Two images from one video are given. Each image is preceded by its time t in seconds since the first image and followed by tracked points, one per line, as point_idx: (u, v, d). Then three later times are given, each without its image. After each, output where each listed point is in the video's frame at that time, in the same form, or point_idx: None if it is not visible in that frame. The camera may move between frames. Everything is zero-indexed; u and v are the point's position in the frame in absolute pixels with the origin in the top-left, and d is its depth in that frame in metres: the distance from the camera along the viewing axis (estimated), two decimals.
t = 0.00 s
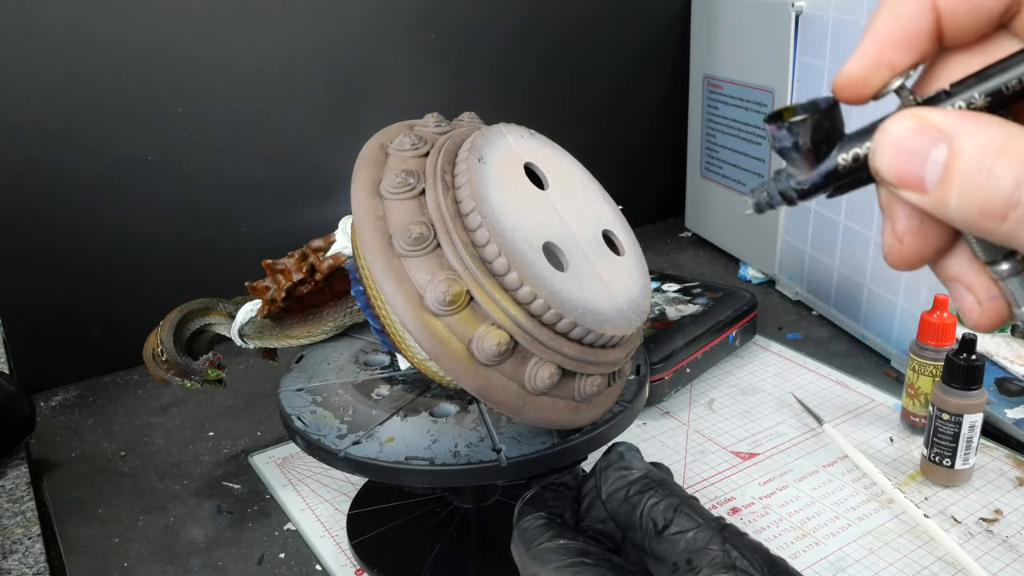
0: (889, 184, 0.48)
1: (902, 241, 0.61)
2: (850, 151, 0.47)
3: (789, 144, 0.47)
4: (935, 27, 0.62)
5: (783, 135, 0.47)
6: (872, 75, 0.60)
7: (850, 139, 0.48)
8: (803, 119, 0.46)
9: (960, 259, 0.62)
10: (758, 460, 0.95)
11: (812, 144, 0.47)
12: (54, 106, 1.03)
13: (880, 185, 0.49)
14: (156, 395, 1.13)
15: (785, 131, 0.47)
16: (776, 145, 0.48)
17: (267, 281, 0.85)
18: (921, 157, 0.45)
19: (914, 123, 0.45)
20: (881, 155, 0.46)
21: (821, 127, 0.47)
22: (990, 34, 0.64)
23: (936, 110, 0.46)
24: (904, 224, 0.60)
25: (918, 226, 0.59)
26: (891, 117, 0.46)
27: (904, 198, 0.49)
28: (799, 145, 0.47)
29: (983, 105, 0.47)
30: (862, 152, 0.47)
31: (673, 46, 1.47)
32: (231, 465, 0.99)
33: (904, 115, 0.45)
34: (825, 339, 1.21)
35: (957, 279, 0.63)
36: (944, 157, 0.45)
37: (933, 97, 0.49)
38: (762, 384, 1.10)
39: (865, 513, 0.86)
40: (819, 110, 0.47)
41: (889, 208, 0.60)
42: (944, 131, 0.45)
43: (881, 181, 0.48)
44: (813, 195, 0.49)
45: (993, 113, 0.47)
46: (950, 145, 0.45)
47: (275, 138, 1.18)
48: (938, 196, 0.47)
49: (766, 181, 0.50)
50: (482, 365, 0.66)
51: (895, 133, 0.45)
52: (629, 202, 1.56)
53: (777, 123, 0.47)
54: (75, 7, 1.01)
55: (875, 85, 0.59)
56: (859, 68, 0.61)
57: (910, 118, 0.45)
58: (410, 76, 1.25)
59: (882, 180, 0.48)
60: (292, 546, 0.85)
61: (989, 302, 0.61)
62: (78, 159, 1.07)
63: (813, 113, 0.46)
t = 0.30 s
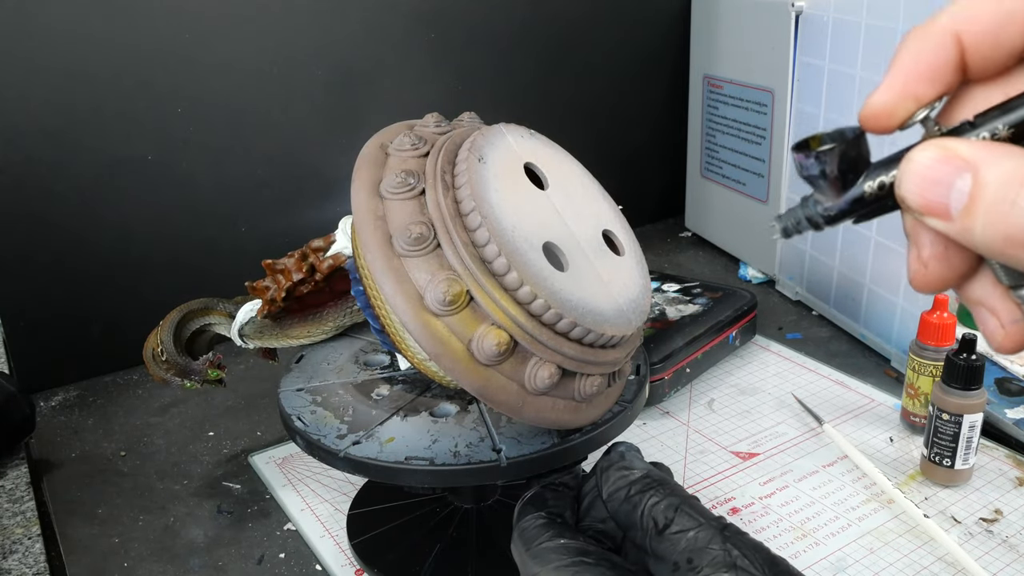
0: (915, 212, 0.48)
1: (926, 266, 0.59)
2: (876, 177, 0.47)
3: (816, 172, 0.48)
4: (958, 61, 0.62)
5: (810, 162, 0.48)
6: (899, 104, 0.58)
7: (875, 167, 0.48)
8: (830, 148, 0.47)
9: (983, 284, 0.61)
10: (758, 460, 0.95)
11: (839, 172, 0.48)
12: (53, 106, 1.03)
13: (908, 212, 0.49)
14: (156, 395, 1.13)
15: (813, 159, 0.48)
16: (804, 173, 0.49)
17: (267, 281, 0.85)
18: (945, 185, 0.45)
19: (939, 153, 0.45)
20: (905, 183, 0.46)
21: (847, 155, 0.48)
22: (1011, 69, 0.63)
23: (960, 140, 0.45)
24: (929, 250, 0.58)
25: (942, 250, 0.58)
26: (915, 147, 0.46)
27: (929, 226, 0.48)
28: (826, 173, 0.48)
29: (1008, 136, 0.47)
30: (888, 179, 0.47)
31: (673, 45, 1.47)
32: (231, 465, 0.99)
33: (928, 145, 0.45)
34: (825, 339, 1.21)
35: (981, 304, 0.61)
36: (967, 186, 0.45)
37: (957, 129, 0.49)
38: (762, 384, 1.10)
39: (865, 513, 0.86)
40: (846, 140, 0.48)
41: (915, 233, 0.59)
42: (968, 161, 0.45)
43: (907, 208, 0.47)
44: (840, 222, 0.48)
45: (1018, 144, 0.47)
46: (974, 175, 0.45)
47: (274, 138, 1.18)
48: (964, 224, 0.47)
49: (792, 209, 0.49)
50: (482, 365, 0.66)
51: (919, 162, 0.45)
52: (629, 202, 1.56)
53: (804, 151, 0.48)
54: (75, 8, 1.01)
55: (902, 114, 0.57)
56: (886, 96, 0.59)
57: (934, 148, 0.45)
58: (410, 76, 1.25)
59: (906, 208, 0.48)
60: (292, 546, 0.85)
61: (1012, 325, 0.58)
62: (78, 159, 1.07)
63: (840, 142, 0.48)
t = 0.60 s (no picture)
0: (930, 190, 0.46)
1: (938, 245, 0.55)
2: (889, 155, 0.47)
3: (829, 148, 0.49)
4: (977, 36, 0.59)
5: (823, 139, 0.49)
6: (915, 78, 0.57)
7: (890, 144, 0.47)
8: (842, 123, 0.49)
9: (993, 265, 0.57)
10: (758, 460, 0.95)
11: (853, 148, 0.48)
12: (53, 106, 1.03)
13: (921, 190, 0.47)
14: (156, 395, 1.13)
15: (826, 134, 0.49)
16: (817, 149, 0.50)
17: (267, 281, 0.85)
18: (960, 160, 0.43)
19: (953, 127, 0.43)
20: (920, 159, 0.45)
21: (862, 131, 0.48)
22: None
23: (977, 116, 0.44)
24: (940, 228, 0.55)
25: (954, 230, 0.55)
26: (930, 123, 0.45)
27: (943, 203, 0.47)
28: (838, 147, 0.49)
29: None
30: (902, 156, 0.46)
31: (672, 45, 1.47)
32: (231, 465, 0.99)
33: (942, 121, 0.44)
34: (825, 339, 1.21)
35: (990, 285, 0.57)
36: (983, 162, 0.43)
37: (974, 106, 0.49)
38: (762, 384, 1.10)
39: (865, 513, 0.86)
40: (860, 117, 0.49)
41: (925, 212, 0.55)
42: (983, 136, 0.43)
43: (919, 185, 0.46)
44: (850, 201, 0.48)
45: None
46: (989, 151, 0.43)
47: (274, 138, 1.18)
48: (977, 201, 0.45)
49: (804, 186, 0.49)
50: (482, 365, 0.66)
51: (933, 138, 0.44)
52: (629, 202, 1.56)
53: (818, 126, 0.49)
54: (75, 8, 1.01)
55: (918, 88, 0.56)
56: (902, 69, 0.57)
57: (949, 123, 0.44)
58: (410, 76, 1.25)
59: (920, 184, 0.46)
60: (292, 546, 0.85)
61: None
62: (78, 159, 1.07)
63: (852, 119, 0.49)
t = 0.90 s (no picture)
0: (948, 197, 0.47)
1: (957, 253, 0.58)
2: (911, 165, 0.47)
3: (852, 158, 0.48)
4: (995, 51, 0.62)
5: (845, 149, 0.48)
6: (936, 92, 0.58)
7: (910, 155, 0.48)
8: (865, 135, 0.47)
9: (1012, 272, 0.60)
10: (758, 460, 0.95)
11: (874, 159, 0.48)
12: (53, 106, 1.03)
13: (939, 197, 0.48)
14: (155, 395, 1.13)
15: (849, 145, 0.48)
16: (839, 159, 0.48)
17: (267, 281, 0.85)
18: (979, 171, 0.45)
19: (973, 140, 0.44)
20: (939, 169, 0.46)
21: (882, 144, 0.48)
22: None
23: (995, 129, 0.45)
24: (959, 236, 0.57)
25: (973, 239, 0.57)
26: (950, 134, 0.46)
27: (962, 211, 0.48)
28: (861, 159, 0.48)
29: None
30: (922, 167, 0.47)
31: (672, 45, 1.47)
32: (231, 465, 0.99)
33: (963, 132, 0.45)
34: (825, 339, 1.21)
35: (1010, 292, 0.60)
36: (1000, 173, 0.44)
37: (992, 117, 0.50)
38: (762, 384, 1.10)
39: (865, 513, 0.86)
40: (882, 128, 0.48)
41: (945, 220, 0.57)
42: (1001, 148, 0.44)
43: (940, 193, 0.47)
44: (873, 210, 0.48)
45: None
46: (1007, 161, 0.44)
47: (275, 138, 1.18)
48: (996, 209, 0.46)
49: (827, 195, 0.49)
50: (482, 365, 0.66)
51: (954, 148, 0.45)
52: (629, 202, 1.56)
53: (840, 137, 0.48)
54: (76, 8, 1.01)
55: (938, 103, 0.57)
56: (923, 85, 0.59)
57: (969, 135, 0.45)
58: (410, 76, 1.25)
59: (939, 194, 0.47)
60: (292, 546, 0.85)
61: None
62: (78, 159, 1.07)
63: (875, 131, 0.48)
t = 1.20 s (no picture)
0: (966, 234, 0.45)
1: (975, 287, 0.54)
2: (927, 199, 0.44)
3: (866, 193, 0.45)
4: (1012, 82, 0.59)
5: (859, 183, 0.44)
6: (951, 124, 0.55)
7: (925, 188, 0.45)
8: (881, 169, 0.44)
9: None
10: (758, 460, 0.95)
11: (889, 194, 0.44)
12: (53, 106, 1.03)
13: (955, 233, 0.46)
14: (155, 395, 1.13)
15: (863, 179, 0.44)
16: (853, 194, 0.45)
17: (267, 281, 0.85)
18: (1001, 206, 0.42)
19: (992, 175, 0.42)
20: (957, 205, 0.43)
21: (898, 177, 0.44)
22: None
23: (1010, 164, 0.43)
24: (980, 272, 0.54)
25: (992, 273, 0.53)
26: (966, 169, 0.43)
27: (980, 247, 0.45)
28: (876, 195, 0.44)
29: None
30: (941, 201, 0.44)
31: (672, 45, 1.47)
32: (230, 465, 0.99)
33: (981, 167, 0.43)
34: (825, 339, 1.21)
35: None
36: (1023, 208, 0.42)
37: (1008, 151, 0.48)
38: (762, 384, 1.10)
39: (865, 513, 0.86)
40: (895, 160, 0.45)
41: (962, 254, 0.54)
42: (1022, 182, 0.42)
43: (959, 229, 0.44)
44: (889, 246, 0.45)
45: None
46: None
47: (275, 138, 1.18)
48: (1016, 245, 0.44)
49: (840, 229, 0.46)
50: (482, 365, 0.66)
51: (971, 184, 0.42)
52: (629, 202, 1.56)
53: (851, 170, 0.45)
54: (76, 8, 1.01)
55: (953, 135, 0.54)
56: (936, 118, 0.56)
57: (987, 170, 0.43)
58: (410, 76, 1.26)
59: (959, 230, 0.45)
60: (292, 546, 0.85)
61: None
62: (78, 159, 1.07)
63: (890, 164, 0.44)
